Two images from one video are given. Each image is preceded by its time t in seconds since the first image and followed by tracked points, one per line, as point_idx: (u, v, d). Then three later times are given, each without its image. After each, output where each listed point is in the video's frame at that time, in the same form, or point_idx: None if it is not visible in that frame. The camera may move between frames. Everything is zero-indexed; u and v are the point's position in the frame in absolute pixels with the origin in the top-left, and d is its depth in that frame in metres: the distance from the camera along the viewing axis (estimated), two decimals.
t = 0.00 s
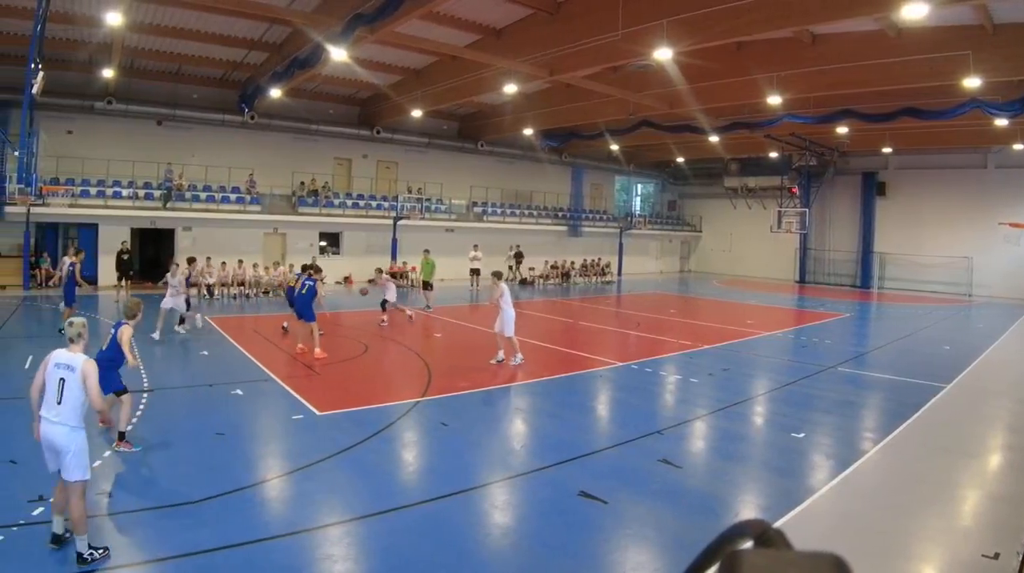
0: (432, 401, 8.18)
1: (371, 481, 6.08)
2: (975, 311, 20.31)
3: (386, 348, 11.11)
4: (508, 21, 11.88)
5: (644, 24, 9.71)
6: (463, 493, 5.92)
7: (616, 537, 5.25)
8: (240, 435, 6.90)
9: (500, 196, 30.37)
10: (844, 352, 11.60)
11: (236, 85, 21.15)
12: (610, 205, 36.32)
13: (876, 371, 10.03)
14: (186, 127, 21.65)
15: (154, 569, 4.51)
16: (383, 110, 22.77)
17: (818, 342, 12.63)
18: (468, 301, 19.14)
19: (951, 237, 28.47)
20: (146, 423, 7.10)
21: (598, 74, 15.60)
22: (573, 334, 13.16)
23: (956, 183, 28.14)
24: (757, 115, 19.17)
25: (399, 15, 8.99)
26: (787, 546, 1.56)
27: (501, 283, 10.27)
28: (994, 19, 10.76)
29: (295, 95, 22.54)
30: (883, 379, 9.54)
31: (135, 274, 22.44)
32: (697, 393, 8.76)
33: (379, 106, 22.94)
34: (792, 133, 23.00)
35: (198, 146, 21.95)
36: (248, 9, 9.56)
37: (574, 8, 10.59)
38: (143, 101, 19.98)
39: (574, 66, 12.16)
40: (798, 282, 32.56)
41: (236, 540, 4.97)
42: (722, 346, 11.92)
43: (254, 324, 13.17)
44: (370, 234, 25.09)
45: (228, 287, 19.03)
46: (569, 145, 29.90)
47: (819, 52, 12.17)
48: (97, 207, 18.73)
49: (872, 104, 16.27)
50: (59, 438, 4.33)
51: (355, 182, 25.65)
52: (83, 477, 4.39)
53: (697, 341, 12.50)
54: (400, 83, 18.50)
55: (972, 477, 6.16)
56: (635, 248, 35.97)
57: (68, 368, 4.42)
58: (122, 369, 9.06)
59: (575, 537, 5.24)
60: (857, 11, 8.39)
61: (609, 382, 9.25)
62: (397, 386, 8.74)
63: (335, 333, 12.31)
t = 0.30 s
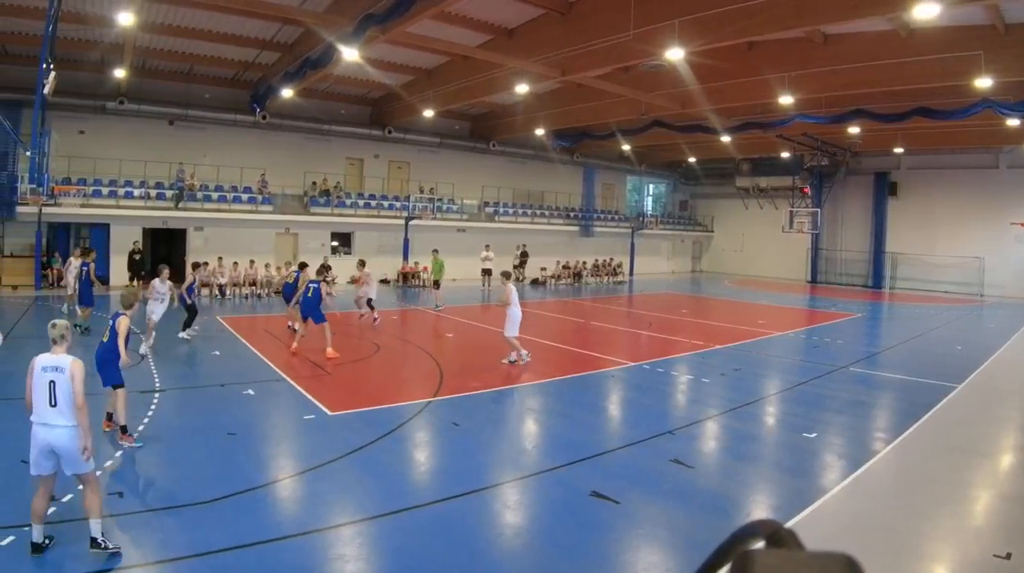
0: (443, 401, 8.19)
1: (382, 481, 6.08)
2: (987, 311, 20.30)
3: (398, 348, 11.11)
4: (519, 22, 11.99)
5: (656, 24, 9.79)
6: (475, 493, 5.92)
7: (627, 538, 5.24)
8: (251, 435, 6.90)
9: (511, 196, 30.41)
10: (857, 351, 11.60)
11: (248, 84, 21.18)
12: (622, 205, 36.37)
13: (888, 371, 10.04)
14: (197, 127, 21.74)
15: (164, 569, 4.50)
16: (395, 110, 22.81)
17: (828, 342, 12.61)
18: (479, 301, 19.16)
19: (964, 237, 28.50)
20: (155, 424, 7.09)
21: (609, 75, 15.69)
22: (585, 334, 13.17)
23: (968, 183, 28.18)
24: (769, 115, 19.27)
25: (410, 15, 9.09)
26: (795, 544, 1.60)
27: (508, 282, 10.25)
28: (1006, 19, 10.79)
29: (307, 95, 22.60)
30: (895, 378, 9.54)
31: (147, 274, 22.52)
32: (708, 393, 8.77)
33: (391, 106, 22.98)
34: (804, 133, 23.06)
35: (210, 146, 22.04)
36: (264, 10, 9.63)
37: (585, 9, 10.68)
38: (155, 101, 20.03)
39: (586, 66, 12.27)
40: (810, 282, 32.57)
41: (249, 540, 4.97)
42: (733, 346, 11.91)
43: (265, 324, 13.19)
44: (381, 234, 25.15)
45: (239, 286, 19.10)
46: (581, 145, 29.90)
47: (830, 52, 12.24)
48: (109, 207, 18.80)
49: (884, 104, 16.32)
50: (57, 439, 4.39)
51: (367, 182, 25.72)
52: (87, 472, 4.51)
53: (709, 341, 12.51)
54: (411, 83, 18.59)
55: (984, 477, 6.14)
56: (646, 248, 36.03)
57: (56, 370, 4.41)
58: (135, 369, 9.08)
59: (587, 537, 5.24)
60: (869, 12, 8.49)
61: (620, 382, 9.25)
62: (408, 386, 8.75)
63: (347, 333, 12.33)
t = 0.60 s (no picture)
0: (456, 401, 8.20)
1: (394, 481, 6.07)
2: (1000, 311, 20.33)
3: (411, 348, 11.12)
4: (532, 22, 12.20)
5: (669, 24, 9.91)
6: (488, 493, 5.91)
7: (640, 537, 5.22)
8: (264, 435, 6.90)
9: (524, 196, 30.46)
10: (869, 352, 11.61)
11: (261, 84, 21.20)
12: (635, 205, 36.44)
13: (900, 371, 10.06)
14: (210, 127, 21.85)
15: (177, 569, 4.48)
16: (408, 110, 22.85)
17: (838, 342, 12.60)
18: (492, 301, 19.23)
19: (976, 237, 28.54)
20: (167, 424, 7.09)
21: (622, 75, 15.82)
22: (597, 334, 13.18)
23: (980, 183, 28.20)
24: (782, 115, 19.39)
25: (422, 15, 9.25)
26: (811, 544, 1.60)
27: (513, 285, 10.22)
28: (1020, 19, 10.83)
29: (319, 95, 22.65)
30: (908, 379, 9.55)
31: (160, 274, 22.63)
32: (721, 393, 8.77)
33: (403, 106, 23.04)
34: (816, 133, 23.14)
35: (222, 146, 22.15)
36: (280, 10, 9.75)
37: (598, 9, 10.83)
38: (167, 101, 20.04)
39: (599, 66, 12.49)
40: (823, 282, 32.59)
41: (262, 540, 4.96)
42: (746, 346, 11.90)
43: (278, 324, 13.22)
44: (394, 234, 25.21)
45: (251, 286, 19.15)
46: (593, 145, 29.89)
47: (843, 52, 12.34)
48: (121, 207, 18.87)
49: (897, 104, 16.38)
50: (78, 437, 4.38)
51: (380, 182, 25.80)
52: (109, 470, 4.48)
53: (721, 341, 12.52)
54: (424, 84, 18.72)
55: (997, 477, 6.10)
56: (659, 248, 36.13)
57: (76, 369, 4.43)
58: (149, 369, 9.08)
59: (600, 536, 5.23)
60: (881, 12, 8.61)
61: (633, 382, 9.26)
62: (421, 386, 8.76)
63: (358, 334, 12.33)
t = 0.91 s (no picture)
0: (469, 401, 8.24)
1: (407, 481, 6.06)
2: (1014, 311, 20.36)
3: (425, 348, 11.16)
4: (544, 23, 12.61)
5: (681, 24, 10.11)
6: (501, 493, 5.90)
7: (653, 537, 5.18)
8: (278, 435, 6.92)
9: (538, 196, 30.51)
10: (880, 352, 11.61)
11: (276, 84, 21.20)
12: (648, 205, 36.56)
13: (913, 371, 10.09)
14: (223, 127, 21.99)
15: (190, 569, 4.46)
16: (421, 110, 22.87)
17: (852, 342, 12.60)
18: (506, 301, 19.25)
19: (990, 237, 28.59)
20: (179, 424, 7.11)
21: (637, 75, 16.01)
22: (610, 334, 13.20)
23: (994, 183, 28.25)
24: (795, 116, 19.49)
25: (435, 15, 9.47)
26: (821, 543, 1.73)
27: (511, 287, 10.13)
28: None
29: (333, 95, 22.79)
30: (921, 379, 9.57)
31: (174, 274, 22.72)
32: (734, 393, 8.80)
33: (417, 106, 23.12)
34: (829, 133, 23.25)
35: (236, 146, 22.28)
36: (298, 11, 9.92)
37: (611, 9, 11.11)
38: (180, 100, 20.06)
39: (609, 66, 12.93)
40: (837, 282, 32.55)
41: (277, 539, 4.94)
42: (760, 346, 11.93)
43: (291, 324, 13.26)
44: (408, 235, 25.25)
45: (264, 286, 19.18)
46: (607, 145, 29.93)
47: (855, 52, 12.49)
48: (135, 207, 18.94)
49: (909, 105, 16.50)
50: (134, 432, 4.59)
51: (393, 182, 25.88)
52: (162, 465, 4.68)
53: (736, 340, 12.55)
54: (438, 84, 18.88)
55: (1013, 478, 6.02)
56: (673, 248, 36.17)
57: (138, 365, 4.65)
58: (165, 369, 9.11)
59: (614, 536, 5.20)
60: (894, 11, 8.80)
61: (647, 382, 9.29)
62: (435, 386, 8.79)
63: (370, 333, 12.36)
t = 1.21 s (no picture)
0: (480, 401, 8.23)
1: (420, 481, 6.04)
2: None
3: (437, 348, 11.16)
4: (557, 23, 12.67)
5: (695, 24, 10.19)
6: (514, 492, 5.87)
7: (665, 537, 5.13)
8: (290, 435, 6.93)
9: (550, 196, 30.53)
10: (893, 352, 11.62)
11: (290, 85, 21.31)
12: (661, 205, 36.60)
13: (927, 371, 10.09)
14: (235, 127, 22.03)
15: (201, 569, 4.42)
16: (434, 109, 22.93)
17: (862, 342, 12.60)
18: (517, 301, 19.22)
19: (1003, 236, 28.56)
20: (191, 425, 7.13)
21: (650, 76, 16.10)
22: (623, 334, 13.20)
23: (1007, 182, 28.28)
24: (808, 116, 19.52)
25: (448, 14, 9.56)
26: (834, 545, 1.50)
27: (513, 285, 10.07)
28: None
29: (346, 95, 22.84)
30: (934, 379, 9.58)
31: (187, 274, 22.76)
32: (747, 393, 8.80)
33: (428, 105, 23.16)
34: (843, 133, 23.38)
35: (248, 146, 22.32)
36: (312, 11, 9.99)
37: (624, 10, 11.18)
38: (193, 100, 20.13)
39: (624, 67, 13.01)
40: (850, 283, 32.57)
41: (289, 538, 4.91)
42: (768, 346, 11.92)
43: (303, 324, 13.27)
44: (420, 234, 25.27)
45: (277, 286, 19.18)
46: (620, 145, 29.95)
47: (868, 52, 12.59)
48: (147, 207, 18.96)
49: (922, 104, 16.56)
50: (180, 422, 4.78)
51: (406, 182, 25.92)
52: (195, 460, 4.87)
53: (750, 341, 12.54)
54: (451, 84, 18.97)
55: None
56: (685, 248, 36.20)
57: (190, 358, 4.88)
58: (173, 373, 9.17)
59: (626, 535, 5.15)
60: (906, 11, 8.88)
61: (660, 383, 9.29)
62: (446, 386, 8.80)
63: (383, 333, 12.37)
